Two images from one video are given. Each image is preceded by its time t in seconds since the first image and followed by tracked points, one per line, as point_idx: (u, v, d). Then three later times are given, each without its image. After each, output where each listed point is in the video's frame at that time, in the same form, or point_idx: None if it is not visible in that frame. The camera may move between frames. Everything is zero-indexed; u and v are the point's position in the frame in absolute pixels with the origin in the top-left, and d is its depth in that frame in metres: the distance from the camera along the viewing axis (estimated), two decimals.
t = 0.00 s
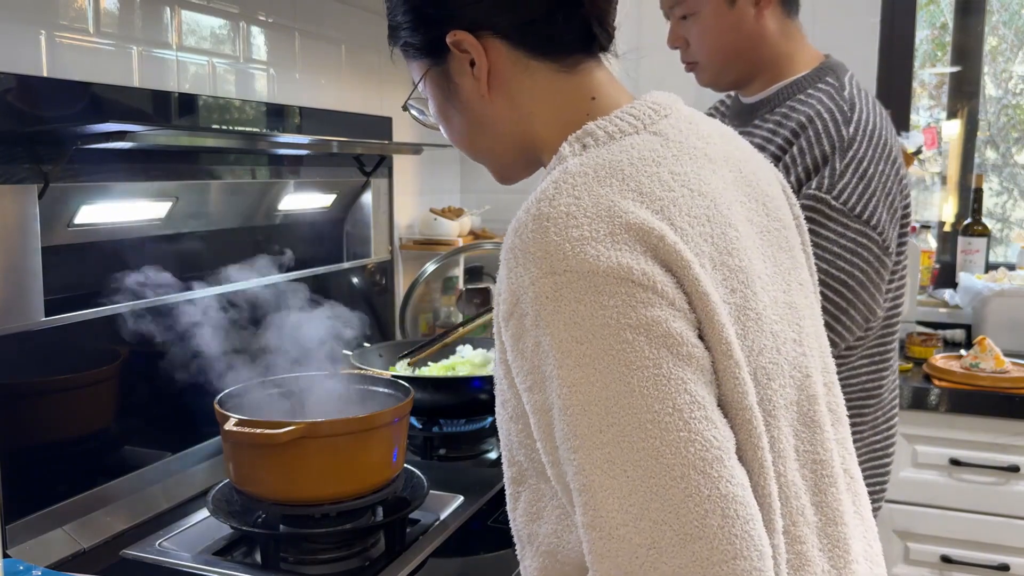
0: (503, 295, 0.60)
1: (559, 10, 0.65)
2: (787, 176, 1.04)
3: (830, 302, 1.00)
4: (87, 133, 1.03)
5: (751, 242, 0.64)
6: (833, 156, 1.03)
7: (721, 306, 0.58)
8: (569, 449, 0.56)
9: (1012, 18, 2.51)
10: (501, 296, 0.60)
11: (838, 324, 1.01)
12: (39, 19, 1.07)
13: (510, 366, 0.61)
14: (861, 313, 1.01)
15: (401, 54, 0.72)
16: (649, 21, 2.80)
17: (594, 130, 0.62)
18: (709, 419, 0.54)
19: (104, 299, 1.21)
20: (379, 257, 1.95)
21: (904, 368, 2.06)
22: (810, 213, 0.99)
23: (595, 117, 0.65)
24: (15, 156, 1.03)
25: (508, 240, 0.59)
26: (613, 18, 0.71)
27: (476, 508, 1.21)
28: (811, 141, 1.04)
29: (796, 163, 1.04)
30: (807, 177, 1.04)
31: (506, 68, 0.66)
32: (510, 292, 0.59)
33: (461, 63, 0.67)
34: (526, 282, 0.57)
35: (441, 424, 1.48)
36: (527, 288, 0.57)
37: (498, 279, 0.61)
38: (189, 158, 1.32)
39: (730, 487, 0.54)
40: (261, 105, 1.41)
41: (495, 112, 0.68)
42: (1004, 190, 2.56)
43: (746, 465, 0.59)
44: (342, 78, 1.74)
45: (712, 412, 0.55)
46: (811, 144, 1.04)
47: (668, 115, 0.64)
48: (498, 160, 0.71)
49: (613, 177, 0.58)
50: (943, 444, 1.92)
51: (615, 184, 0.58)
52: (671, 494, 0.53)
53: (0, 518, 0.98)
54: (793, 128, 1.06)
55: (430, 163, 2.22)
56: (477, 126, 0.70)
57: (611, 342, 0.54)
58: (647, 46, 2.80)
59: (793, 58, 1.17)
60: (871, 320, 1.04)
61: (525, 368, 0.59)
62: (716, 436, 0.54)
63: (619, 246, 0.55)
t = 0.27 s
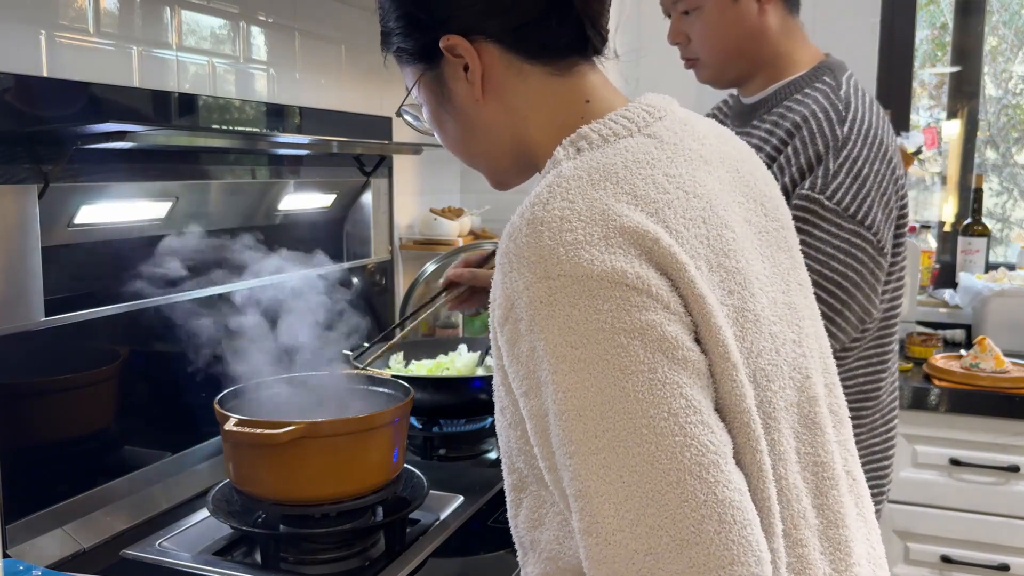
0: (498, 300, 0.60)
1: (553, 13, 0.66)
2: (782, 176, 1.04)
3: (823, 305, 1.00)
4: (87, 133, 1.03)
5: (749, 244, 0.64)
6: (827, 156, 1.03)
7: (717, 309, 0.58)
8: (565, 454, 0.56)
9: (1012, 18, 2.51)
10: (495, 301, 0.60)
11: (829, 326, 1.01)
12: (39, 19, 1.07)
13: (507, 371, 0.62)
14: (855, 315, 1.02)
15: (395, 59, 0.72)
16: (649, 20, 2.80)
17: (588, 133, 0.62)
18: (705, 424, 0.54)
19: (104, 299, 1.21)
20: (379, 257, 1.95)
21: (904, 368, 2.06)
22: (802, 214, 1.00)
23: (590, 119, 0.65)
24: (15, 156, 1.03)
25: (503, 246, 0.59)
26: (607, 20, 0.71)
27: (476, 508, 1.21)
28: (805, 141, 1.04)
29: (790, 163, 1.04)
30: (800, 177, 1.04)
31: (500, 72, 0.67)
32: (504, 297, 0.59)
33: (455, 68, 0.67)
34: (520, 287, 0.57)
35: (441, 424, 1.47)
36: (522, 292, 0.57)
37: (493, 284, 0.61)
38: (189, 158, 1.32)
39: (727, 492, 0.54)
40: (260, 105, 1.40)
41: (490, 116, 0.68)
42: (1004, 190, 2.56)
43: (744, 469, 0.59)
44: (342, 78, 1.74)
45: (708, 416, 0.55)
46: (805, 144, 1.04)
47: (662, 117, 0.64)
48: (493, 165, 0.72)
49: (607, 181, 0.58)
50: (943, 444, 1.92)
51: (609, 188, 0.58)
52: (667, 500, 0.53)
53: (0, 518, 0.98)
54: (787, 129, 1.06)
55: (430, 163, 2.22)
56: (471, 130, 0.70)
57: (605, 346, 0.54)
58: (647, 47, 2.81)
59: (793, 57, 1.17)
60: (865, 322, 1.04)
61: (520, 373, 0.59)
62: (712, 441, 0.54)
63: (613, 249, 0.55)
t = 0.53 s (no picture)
0: (494, 305, 0.59)
1: (539, 18, 0.65)
2: (781, 175, 1.05)
3: (823, 305, 1.00)
4: (87, 133, 1.03)
5: (743, 244, 0.64)
6: (826, 156, 1.03)
7: (716, 311, 0.58)
8: (565, 460, 0.56)
9: (1012, 18, 2.51)
10: (491, 306, 0.60)
11: (830, 325, 1.01)
12: (39, 19, 1.07)
13: (502, 376, 0.61)
14: (855, 314, 1.02)
15: (382, 65, 0.72)
16: (649, 20, 2.80)
17: (581, 136, 0.62)
18: (705, 426, 0.54)
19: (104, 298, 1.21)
20: (379, 257, 1.95)
21: (903, 368, 2.06)
22: (800, 215, 1.00)
23: (580, 124, 0.66)
24: (15, 156, 1.03)
25: (499, 250, 0.59)
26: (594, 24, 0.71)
27: (476, 508, 1.22)
28: (803, 141, 1.05)
29: (789, 163, 1.05)
30: (799, 177, 1.04)
31: (489, 77, 0.66)
32: (500, 301, 0.59)
33: (443, 73, 0.67)
34: (517, 291, 0.57)
35: (441, 424, 1.46)
36: (518, 297, 0.57)
37: (488, 289, 0.60)
38: (189, 158, 1.32)
39: (729, 495, 0.54)
40: (260, 105, 1.40)
41: (479, 121, 0.68)
42: (1004, 190, 2.56)
43: (745, 471, 0.59)
44: (342, 78, 1.74)
45: (709, 418, 0.55)
46: (803, 143, 1.05)
47: (653, 119, 0.64)
48: (483, 169, 0.72)
49: (602, 184, 0.58)
50: (943, 444, 1.92)
51: (605, 190, 0.58)
52: (669, 504, 0.53)
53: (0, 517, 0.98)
54: (786, 129, 1.08)
55: (430, 163, 2.22)
56: (461, 136, 0.70)
57: (605, 350, 0.54)
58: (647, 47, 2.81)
59: (791, 57, 1.17)
60: (865, 321, 1.04)
61: (517, 379, 0.59)
62: (713, 443, 0.54)
63: (611, 252, 0.55)
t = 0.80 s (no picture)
0: (490, 313, 0.59)
1: (524, 21, 0.65)
2: (783, 173, 1.06)
3: (823, 303, 1.00)
4: (88, 133, 1.06)
5: (735, 245, 0.64)
6: (828, 155, 1.03)
7: (713, 315, 0.58)
8: (566, 469, 0.56)
9: (1012, 18, 2.50)
10: (487, 314, 0.60)
11: (830, 324, 1.01)
12: (39, 19, 1.07)
13: (499, 385, 0.61)
14: (855, 313, 1.02)
15: (364, 71, 0.72)
16: (649, 20, 2.80)
17: (570, 141, 0.63)
18: (706, 431, 0.54)
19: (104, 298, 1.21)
20: (378, 257, 1.95)
21: (903, 368, 2.06)
22: (801, 212, 1.00)
23: (568, 127, 0.66)
24: (15, 156, 1.05)
25: (494, 259, 0.59)
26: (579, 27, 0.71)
27: (476, 508, 1.22)
28: (806, 139, 1.05)
29: (790, 162, 1.06)
30: (802, 175, 1.05)
31: (474, 82, 0.66)
32: (497, 310, 0.59)
33: (428, 79, 0.67)
34: (513, 300, 0.57)
35: (441, 424, 1.46)
36: (515, 305, 0.57)
37: (484, 297, 0.60)
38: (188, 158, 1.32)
39: (731, 500, 0.54)
40: (261, 103, 1.30)
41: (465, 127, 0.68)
42: (1004, 190, 2.56)
43: (744, 473, 0.59)
44: (343, 79, 1.74)
45: (709, 423, 0.55)
46: (806, 142, 1.05)
47: (641, 122, 0.64)
48: (468, 175, 0.72)
49: (596, 189, 0.58)
50: (943, 444, 1.92)
51: (598, 195, 0.58)
52: (671, 511, 0.53)
53: None
54: (788, 127, 1.08)
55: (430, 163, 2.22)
56: (446, 141, 0.70)
57: (604, 357, 0.54)
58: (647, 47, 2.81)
59: (792, 56, 1.17)
60: (865, 320, 1.04)
61: (515, 387, 0.59)
62: (713, 449, 0.54)
63: (607, 258, 0.55)
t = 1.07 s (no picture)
0: (481, 317, 0.59)
1: (517, 24, 0.66)
2: (786, 173, 1.06)
3: (824, 303, 1.00)
4: (88, 133, 1.05)
5: (727, 247, 0.64)
6: (830, 154, 1.03)
7: (703, 319, 0.58)
8: (555, 472, 0.56)
9: (1012, 18, 2.50)
10: (478, 318, 0.60)
11: (830, 324, 1.01)
12: (39, 19, 1.07)
13: (491, 388, 0.61)
14: (856, 313, 1.02)
15: (357, 75, 0.72)
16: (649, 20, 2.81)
17: (562, 143, 0.63)
18: (695, 436, 0.54)
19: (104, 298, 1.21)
20: (378, 257, 1.95)
21: (904, 368, 2.06)
22: (804, 211, 1.00)
23: (560, 129, 0.66)
24: (15, 156, 1.04)
25: (484, 262, 0.59)
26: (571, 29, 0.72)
27: (477, 507, 1.22)
28: (809, 139, 1.06)
29: (794, 161, 1.06)
30: (804, 174, 1.05)
31: (466, 85, 0.66)
32: (487, 314, 0.59)
33: (420, 82, 0.67)
34: (503, 304, 0.57)
35: (441, 424, 1.47)
36: (505, 310, 0.57)
37: (475, 301, 0.60)
38: (189, 158, 1.33)
39: (719, 505, 0.54)
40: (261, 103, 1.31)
41: (457, 129, 0.68)
42: (1004, 190, 2.56)
43: (733, 475, 0.59)
44: (343, 79, 1.75)
45: (698, 428, 0.55)
46: (809, 142, 1.05)
47: (633, 123, 0.64)
48: (461, 178, 0.72)
49: (586, 193, 0.58)
50: (943, 444, 1.92)
51: (588, 199, 0.58)
52: (659, 516, 0.53)
53: None
54: (793, 126, 1.09)
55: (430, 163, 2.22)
56: (439, 144, 0.70)
57: (592, 361, 0.54)
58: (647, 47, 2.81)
59: (796, 56, 1.17)
60: (865, 320, 1.04)
61: (506, 391, 0.59)
62: (702, 453, 0.54)
63: (596, 262, 0.55)
